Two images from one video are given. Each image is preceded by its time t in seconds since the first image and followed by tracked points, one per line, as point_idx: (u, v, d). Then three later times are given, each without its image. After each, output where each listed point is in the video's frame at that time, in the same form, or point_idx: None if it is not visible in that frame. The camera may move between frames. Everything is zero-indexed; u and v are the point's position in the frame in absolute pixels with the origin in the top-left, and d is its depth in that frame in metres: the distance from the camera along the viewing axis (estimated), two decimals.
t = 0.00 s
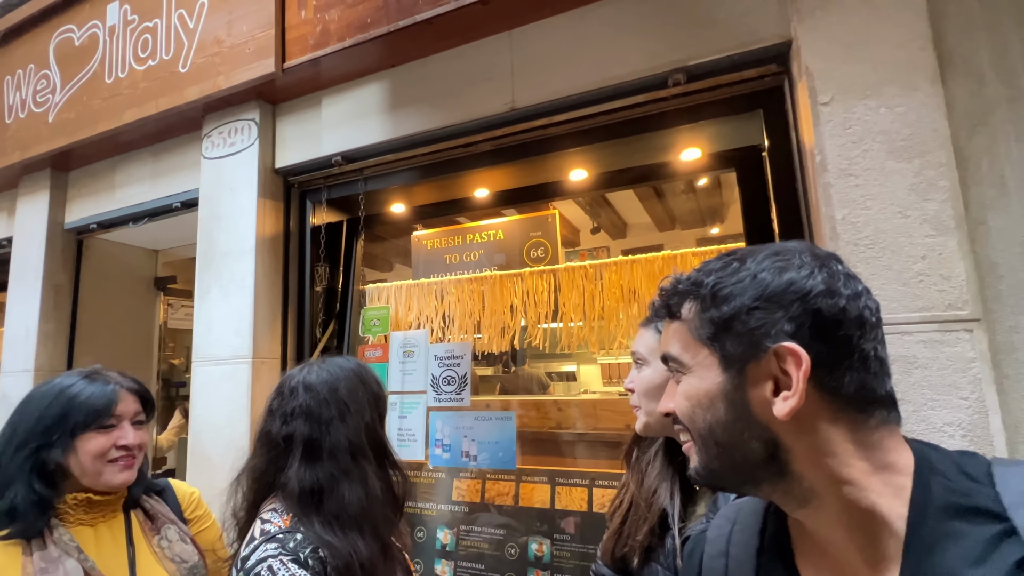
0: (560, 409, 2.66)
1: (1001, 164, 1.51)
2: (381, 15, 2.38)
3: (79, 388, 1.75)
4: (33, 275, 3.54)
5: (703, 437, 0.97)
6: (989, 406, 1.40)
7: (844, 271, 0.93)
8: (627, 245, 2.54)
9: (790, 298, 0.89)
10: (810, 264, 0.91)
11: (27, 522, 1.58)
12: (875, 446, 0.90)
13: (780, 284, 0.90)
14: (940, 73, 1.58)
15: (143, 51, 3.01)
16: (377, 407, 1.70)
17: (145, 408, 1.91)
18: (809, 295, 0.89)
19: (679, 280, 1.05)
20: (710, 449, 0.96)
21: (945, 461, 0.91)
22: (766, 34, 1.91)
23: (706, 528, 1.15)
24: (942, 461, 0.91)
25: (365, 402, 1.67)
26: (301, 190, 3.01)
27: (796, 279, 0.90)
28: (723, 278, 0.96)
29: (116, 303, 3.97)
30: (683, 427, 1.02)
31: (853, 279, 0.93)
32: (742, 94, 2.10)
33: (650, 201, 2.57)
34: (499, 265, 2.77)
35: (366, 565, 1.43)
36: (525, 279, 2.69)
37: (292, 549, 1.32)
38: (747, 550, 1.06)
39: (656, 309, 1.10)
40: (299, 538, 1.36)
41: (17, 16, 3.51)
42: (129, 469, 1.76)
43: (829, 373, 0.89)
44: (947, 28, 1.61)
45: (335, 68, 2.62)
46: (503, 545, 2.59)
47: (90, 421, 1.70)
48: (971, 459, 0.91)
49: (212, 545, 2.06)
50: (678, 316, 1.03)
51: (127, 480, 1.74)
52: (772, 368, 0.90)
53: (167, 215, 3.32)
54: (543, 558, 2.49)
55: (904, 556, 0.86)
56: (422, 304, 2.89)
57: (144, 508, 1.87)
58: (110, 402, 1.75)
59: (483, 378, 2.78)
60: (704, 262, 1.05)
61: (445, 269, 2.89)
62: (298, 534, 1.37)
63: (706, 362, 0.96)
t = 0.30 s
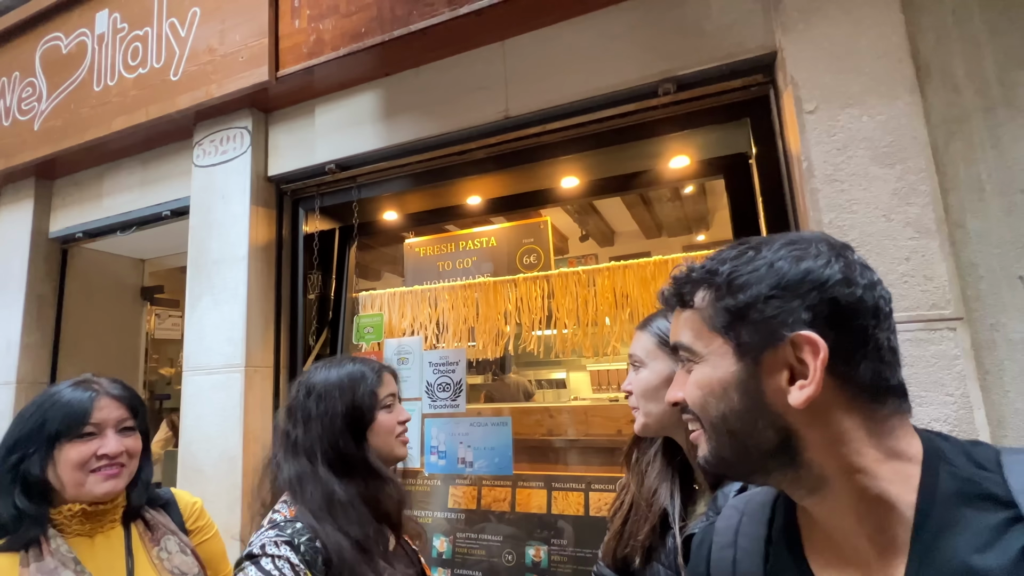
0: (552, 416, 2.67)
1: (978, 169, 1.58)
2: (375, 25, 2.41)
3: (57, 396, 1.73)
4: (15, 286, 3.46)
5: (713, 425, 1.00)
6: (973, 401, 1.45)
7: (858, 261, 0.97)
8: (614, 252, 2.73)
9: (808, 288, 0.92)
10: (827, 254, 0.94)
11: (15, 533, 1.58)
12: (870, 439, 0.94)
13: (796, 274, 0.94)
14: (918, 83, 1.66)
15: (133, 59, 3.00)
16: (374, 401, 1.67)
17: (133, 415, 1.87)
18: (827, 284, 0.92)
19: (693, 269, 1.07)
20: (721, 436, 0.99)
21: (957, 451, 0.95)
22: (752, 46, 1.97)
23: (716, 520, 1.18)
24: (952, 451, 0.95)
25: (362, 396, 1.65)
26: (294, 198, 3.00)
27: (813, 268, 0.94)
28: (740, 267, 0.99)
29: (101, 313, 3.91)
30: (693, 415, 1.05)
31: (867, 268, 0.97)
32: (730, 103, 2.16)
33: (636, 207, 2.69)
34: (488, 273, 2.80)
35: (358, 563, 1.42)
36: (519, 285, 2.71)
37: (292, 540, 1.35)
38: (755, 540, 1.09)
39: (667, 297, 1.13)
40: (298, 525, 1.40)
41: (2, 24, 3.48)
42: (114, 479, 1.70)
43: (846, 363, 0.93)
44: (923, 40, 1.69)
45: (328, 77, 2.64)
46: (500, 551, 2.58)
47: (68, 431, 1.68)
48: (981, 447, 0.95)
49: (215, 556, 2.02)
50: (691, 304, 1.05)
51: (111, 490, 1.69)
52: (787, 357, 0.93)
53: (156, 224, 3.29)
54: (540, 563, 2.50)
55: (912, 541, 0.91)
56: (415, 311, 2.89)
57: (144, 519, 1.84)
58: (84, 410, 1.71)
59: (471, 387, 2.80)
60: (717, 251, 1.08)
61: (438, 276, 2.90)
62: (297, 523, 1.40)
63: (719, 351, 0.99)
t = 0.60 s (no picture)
0: (549, 420, 2.69)
1: (961, 171, 1.63)
2: (374, 32, 2.45)
3: (60, 396, 1.75)
4: (12, 290, 3.46)
5: (821, 391, 0.88)
6: (959, 397, 1.49)
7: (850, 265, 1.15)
8: (611, 257, 2.71)
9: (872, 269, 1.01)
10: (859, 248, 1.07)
11: (21, 530, 1.60)
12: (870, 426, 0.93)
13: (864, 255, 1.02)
14: (902, 88, 1.71)
15: (134, 66, 3.03)
16: (358, 396, 1.71)
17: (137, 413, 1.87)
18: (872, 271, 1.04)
19: (767, 232, 1.01)
20: (830, 405, 0.88)
21: (946, 435, 1.00)
22: (743, 52, 2.03)
23: (711, 512, 1.19)
24: (943, 435, 1.00)
25: (346, 389, 1.71)
26: (292, 202, 3.03)
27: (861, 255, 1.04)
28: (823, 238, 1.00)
29: (98, 318, 3.91)
30: (768, 390, 0.90)
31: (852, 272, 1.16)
32: (721, 108, 2.21)
33: (631, 211, 2.73)
34: (483, 277, 2.82)
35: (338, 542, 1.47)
36: (515, 288, 2.74)
37: (284, 506, 1.50)
38: (750, 530, 1.09)
39: (731, 258, 1.00)
40: (296, 499, 1.54)
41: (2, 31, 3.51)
42: (116, 477, 1.72)
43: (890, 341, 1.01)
44: (906, 48, 1.75)
45: (328, 83, 2.68)
46: (497, 553, 2.60)
47: (70, 429, 1.70)
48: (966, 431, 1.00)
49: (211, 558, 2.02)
50: (778, 263, 0.96)
51: (114, 488, 1.71)
52: (873, 326, 0.96)
53: (154, 228, 3.30)
54: (538, 564, 2.51)
55: (910, 519, 0.93)
56: (413, 314, 2.91)
57: (149, 519, 1.86)
58: (86, 409, 1.73)
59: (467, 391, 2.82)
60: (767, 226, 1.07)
61: (435, 280, 2.93)
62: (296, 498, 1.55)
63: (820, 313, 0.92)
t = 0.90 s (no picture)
0: (550, 422, 2.70)
1: (951, 175, 1.64)
2: (373, 38, 2.49)
3: (71, 393, 1.79)
4: (20, 291, 3.53)
5: (771, 393, 0.91)
6: (948, 399, 1.50)
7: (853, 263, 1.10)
8: (613, 258, 2.75)
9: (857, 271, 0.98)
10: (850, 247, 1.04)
11: (32, 522, 1.63)
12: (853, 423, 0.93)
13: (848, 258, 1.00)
14: (892, 92, 1.72)
15: (139, 70, 3.08)
16: (347, 396, 1.75)
17: (144, 410, 1.92)
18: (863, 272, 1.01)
19: (739, 237, 1.03)
20: (778, 408, 0.90)
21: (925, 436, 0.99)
22: (736, 57, 2.05)
23: (696, 510, 1.20)
24: (923, 436, 0.99)
25: (335, 388, 1.75)
26: (294, 204, 3.08)
27: (852, 255, 1.01)
28: (799, 242, 1.00)
29: (104, 318, 3.97)
30: (719, 391, 0.94)
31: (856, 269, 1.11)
32: (717, 112, 2.23)
33: (631, 212, 2.70)
34: (487, 280, 2.84)
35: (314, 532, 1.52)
36: (513, 290, 2.76)
37: (270, 501, 1.59)
38: (733, 527, 1.11)
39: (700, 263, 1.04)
40: (283, 494, 1.63)
41: (12, 36, 3.58)
42: (125, 471, 1.76)
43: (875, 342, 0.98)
44: (897, 53, 1.76)
45: (328, 87, 2.71)
46: (493, 552, 2.61)
47: (82, 424, 1.74)
48: (946, 432, 0.99)
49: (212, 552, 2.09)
50: (742, 270, 0.99)
51: (123, 482, 1.75)
52: (846, 330, 0.95)
53: (159, 230, 3.35)
54: (533, 564, 2.52)
55: (887, 520, 0.92)
56: (412, 315, 2.94)
57: (153, 513, 1.89)
58: (97, 405, 1.77)
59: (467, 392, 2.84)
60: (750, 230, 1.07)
61: (434, 281, 2.96)
62: (282, 494, 1.63)
63: (779, 318, 0.93)
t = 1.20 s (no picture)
0: (555, 419, 2.73)
1: (954, 179, 1.64)
2: (382, 36, 2.52)
3: (93, 381, 1.86)
4: (38, 281, 3.62)
5: (691, 416, 1.00)
6: (946, 403, 1.50)
7: (828, 258, 0.98)
8: (621, 258, 2.66)
9: (778, 284, 0.93)
10: (797, 251, 0.95)
11: (53, 504, 1.68)
12: (841, 425, 0.94)
13: (769, 270, 0.94)
14: (898, 95, 1.72)
15: (154, 67, 3.14)
16: (349, 391, 1.80)
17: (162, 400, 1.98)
18: (798, 281, 0.93)
19: (671, 265, 1.08)
20: (696, 428, 1.00)
21: (916, 438, 0.96)
22: (742, 57, 2.04)
23: (692, 504, 1.22)
24: (913, 438, 0.96)
25: (339, 382, 1.80)
26: (303, 200, 3.12)
27: (784, 264, 0.94)
28: (716, 264, 0.99)
29: (119, 309, 4.06)
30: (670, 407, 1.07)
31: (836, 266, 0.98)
32: (723, 112, 2.22)
33: (640, 211, 2.65)
34: (494, 276, 2.87)
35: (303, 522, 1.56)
36: (518, 287, 2.79)
37: (270, 489, 1.66)
38: (728, 522, 1.11)
39: (651, 290, 1.13)
40: (283, 483, 1.70)
41: (32, 32, 3.66)
42: (143, 458, 1.82)
43: (815, 355, 0.93)
44: (903, 55, 1.75)
45: (338, 85, 2.75)
46: (493, 545, 2.65)
47: (105, 411, 1.79)
48: (940, 435, 0.96)
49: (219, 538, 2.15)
50: (669, 300, 1.06)
51: (140, 468, 1.81)
52: (759, 350, 0.94)
53: (172, 223, 3.42)
54: (532, 558, 2.55)
55: (875, 525, 0.91)
56: (418, 310, 2.98)
57: (164, 499, 1.95)
58: (120, 394, 1.83)
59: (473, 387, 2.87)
60: (697, 248, 1.08)
61: (440, 278, 2.99)
62: (282, 483, 1.70)
63: (695, 345, 1.00)
